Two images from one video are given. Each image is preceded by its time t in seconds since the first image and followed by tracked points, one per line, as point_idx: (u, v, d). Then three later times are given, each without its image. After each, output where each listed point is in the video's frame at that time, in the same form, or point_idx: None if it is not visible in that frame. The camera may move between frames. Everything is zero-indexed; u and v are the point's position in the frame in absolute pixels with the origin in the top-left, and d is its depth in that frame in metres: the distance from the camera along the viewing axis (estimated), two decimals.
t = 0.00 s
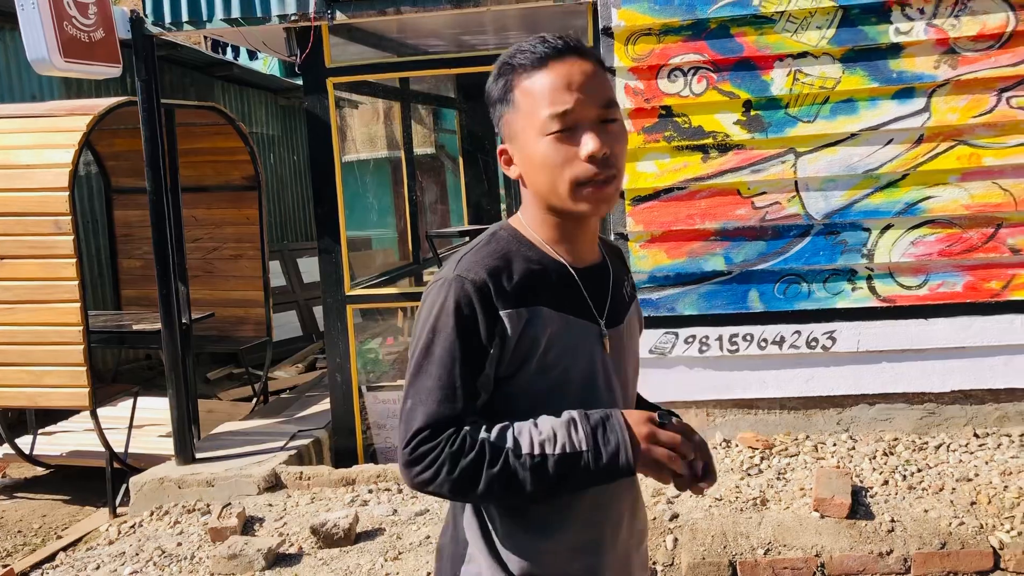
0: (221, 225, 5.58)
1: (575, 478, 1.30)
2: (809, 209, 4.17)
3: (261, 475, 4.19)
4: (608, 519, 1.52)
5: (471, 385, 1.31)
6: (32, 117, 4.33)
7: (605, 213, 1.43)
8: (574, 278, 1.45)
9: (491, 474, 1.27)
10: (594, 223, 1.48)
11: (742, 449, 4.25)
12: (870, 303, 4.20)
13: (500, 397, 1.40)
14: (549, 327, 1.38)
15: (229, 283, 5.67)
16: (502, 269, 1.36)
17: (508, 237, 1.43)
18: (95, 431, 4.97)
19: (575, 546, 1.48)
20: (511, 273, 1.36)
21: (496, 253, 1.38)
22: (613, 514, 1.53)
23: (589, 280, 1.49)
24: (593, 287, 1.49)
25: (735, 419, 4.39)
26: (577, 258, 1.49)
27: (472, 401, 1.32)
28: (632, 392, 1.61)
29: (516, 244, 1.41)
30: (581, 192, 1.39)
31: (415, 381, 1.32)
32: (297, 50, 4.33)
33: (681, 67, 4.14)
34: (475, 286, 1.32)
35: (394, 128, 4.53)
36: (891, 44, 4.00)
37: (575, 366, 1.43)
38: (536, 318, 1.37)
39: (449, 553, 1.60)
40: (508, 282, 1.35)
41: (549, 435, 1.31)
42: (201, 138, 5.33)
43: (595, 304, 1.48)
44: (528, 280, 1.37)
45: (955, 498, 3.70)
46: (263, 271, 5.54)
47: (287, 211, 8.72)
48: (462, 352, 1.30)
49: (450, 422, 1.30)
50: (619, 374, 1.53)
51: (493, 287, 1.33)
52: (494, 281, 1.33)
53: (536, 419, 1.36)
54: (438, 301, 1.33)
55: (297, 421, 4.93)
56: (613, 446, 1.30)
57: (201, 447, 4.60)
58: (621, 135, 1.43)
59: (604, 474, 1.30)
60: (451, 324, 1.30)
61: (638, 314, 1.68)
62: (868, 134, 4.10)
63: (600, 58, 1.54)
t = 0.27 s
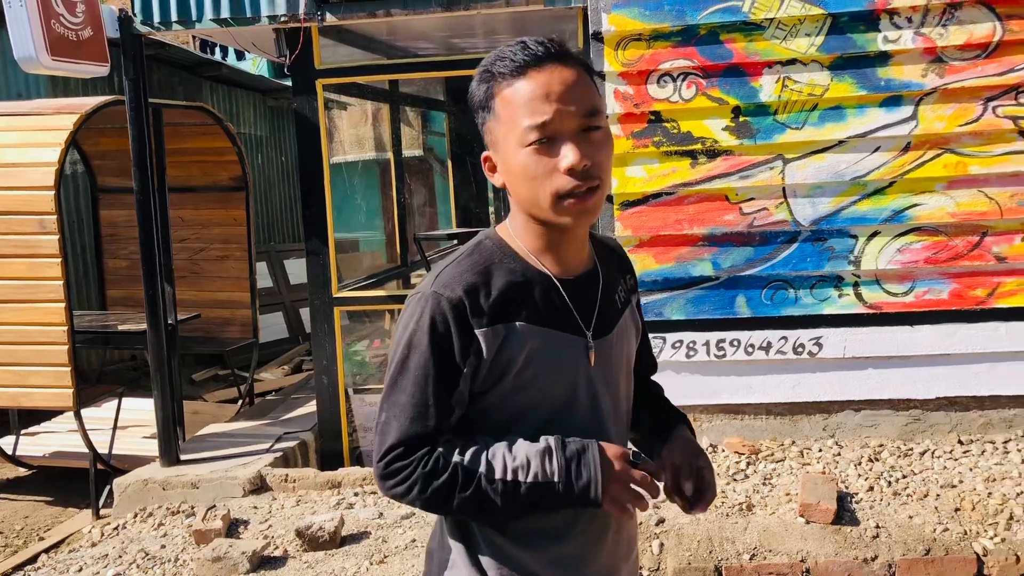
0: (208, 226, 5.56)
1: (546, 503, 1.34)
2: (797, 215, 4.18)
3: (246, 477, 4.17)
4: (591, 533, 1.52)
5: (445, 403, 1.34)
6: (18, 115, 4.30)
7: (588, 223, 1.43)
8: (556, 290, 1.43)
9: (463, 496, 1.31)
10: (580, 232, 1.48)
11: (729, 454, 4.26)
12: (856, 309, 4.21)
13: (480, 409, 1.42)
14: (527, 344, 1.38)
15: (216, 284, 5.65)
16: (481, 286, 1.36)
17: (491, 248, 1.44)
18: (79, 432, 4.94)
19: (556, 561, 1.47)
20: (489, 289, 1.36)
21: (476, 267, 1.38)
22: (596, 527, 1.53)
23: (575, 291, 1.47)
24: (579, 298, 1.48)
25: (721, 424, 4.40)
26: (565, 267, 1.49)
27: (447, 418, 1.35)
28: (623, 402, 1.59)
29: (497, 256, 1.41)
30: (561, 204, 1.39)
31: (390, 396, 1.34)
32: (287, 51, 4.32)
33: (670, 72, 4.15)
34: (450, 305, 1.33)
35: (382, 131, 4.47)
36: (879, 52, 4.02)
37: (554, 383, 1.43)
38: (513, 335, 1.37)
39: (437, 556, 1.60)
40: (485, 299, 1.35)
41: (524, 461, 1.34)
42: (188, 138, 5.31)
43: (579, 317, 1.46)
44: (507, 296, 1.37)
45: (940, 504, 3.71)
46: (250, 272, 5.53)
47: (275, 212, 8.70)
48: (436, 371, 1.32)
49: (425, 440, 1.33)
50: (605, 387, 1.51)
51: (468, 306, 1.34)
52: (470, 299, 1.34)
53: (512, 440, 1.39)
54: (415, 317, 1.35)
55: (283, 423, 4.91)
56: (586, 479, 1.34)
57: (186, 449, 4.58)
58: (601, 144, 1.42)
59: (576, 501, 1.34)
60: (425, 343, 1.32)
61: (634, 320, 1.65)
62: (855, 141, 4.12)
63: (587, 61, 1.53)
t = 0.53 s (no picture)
0: (195, 229, 5.54)
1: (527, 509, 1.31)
2: (783, 223, 4.21)
3: (230, 482, 4.15)
4: (575, 543, 1.51)
5: (425, 409, 1.33)
6: (4, 116, 4.27)
7: (569, 224, 1.43)
8: (538, 295, 1.42)
9: (441, 502, 1.29)
10: (563, 234, 1.47)
11: (714, 461, 4.27)
12: (841, 317, 4.24)
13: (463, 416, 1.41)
14: (507, 349, 1.36)
15: (201, 287, 5.63)
16: (460, 291, 1.35)
17: (473, 253, 1.44)
18: (61, 435, 4.90)
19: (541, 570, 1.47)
20: (468, 294, 1.36)
21: (456, 273, 1.38)
22: (582, 539, 1.51)
23: (559, 295, 1.46)
24: (563, 303, 1.46)
25: (707, 431, 4.41)
26: (549, 268, 1.48)
27: (427, 424, 1.34)
28: (614, 410, 1.56)
29: (478, 262, 1.41)
30: (542, 205, 1.39)
31: (372, 404, 1.34)
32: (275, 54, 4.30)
33: (658, 80, 4.17)
34: (429, 310, 1.32)
35: (369, 135, 4.54)
36: (865, 63, 4.05)
37: (537, 390, 1.41)
38: (493, 340, 1.36)
39: (426, 565, 1.62)
40: (464, 304, 1.35)
41: (505, 465, 1.31)
42: (175, 141, 5.30)
43: (562, 322, 1.45)
44: (487, 301, 1.37)
45: (923, 512, 3.73)
46: (235, 275, 5.51)
47: (261, 216, 8.67)
48: (415, 376, 1.31)
49: (405, 446, 1.32)
50: (591, 394, 1.48)
51: (448, 310, 1.33)
52: (449, 304, 1.33)
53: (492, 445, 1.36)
54: (395, 323, 1.35)
55: (268, 428, 4.89)
56: (563, 492, 1.30)
57: (170, 453, 4.55)
58: (582, 144, 1.42)
59: (557, 509, 1.30)
60: (404, 348, 1.31)
61: (624, 327, 1.62)
62: (841, 150, 4.14)
63: (570, 63, 1.53)
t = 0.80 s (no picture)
0: (178, 236, 5.51)
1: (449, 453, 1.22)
2: (767, 234, 4.22)
3: (212, 491, 4.11)
4: (551, 552, 1.46)
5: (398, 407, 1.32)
6: None
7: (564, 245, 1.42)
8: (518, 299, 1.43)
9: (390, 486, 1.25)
10: (553, 251, 1.47)
11: (698, 471, 4.27)
12: (825, 328, 4.25)
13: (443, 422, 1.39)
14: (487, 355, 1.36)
15: (184, 295, 5.60)
16: (439, 291, 1.35)
17: (456, 260, 1.45)
18: (40, 443, 4.85)
19: None
20: (447, 295, 1.35)
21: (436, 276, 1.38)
22: (558, 549, 1.47)
23: (542, 304, 1.47)
24: (545, 311, 1.47)
25: (691, 441, 4.41)
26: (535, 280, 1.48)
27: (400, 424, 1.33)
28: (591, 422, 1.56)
29: (462, 267, 1.42)
30: (542, 225, 1.38)
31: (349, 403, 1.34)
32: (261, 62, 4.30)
33: (644, 91, 4.18)
34: (405, 309, 1.33)
35: (355, 143, 4.53)
36: (849, 75, 4.08)
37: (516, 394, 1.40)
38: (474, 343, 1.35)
39: None
40: (442, 304, 1.34)
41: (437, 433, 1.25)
42: (159, 147, 5.27)
43: (545, 330, 1.46)
44: (466, 303, 1.37)
45: (906, 522, 3.73)
46: (218, 283, 5.49)
47: (245, 223, 8.64)
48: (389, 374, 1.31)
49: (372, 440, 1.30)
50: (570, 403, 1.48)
51: (425, 310, 1.33)
52: (426, 304, 1.33)
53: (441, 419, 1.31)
54: (373, 322, 1.36)
55: (250, 437, 4.86)
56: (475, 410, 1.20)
57: (151, 462, 4.51)
58: (587, 171, 1.40)
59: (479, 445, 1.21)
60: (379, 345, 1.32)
61: (608, 340, 1.62)
62: (825, 162, 4.16)
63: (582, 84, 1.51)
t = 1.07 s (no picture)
0: (162, 245, 5.51)
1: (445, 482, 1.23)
2: (752, 244, 4.24)
3: (195, 502, 4.07)
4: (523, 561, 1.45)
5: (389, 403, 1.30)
6: None
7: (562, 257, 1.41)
8: (511, 306, 1.42)
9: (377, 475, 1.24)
10: (550, 262, 1.46)
11: (684, 481, 4.27)
12: (810, 338, 4.27)
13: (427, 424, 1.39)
14: (475, 360, 1.37)
15: (168, 304, 5.60)
16: (434, 290, 1.36)
17: (455, 262, 1.44)
18: (21, 453, 4.79)
19: None
20: (442, 296, 1.36)
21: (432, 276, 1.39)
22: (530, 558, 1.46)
23: (534, 313, 1.46)
24: (538, 321, 1.46)
25: (676, 451, 4.41)
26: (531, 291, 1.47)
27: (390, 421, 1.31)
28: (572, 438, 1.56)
29: (457, 269, 1.42)
30: (539, 239, 1.37)
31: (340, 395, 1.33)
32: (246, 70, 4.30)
33: (630, 101, 4.19)
34: (403, 306, 1.32)
35: (341, 152, 4.51)
36: (833, 87, 4.11)
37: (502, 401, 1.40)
38: (464, 346, 1.36)
39: None
40: (438, 304, 1.35)
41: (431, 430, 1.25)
42: (144, 155, 5.26)
43: (535, 340, 1.45)
44: (461, 304, 1.37)
45: (890, 532, 3.73)
46: (202, 291, 5.47)
47: (230, 232, 8.61)
48: (383, 369, 1.30)
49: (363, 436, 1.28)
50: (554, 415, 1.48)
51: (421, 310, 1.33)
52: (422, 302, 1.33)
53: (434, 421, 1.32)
54: (369, 317, 1.35)
55: (234, 446, 4.83)
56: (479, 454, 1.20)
57: (133, 472, 4.47)
58: (582, 179, 1.39)
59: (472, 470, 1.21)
60: (375, 338, 1.30)
61: (599, 359, 1.61)
62: (810, 173, 4.18)
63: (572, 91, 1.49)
